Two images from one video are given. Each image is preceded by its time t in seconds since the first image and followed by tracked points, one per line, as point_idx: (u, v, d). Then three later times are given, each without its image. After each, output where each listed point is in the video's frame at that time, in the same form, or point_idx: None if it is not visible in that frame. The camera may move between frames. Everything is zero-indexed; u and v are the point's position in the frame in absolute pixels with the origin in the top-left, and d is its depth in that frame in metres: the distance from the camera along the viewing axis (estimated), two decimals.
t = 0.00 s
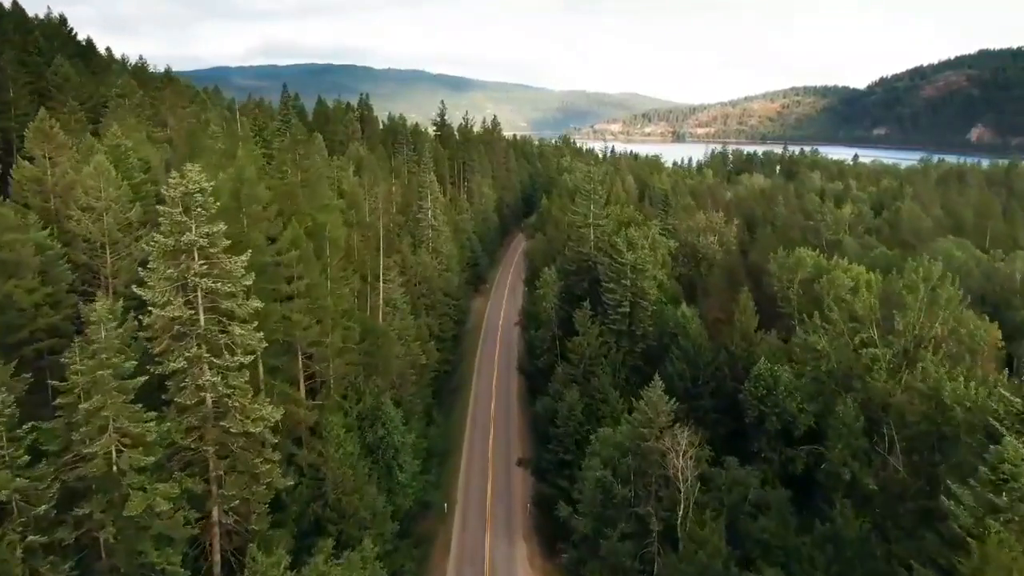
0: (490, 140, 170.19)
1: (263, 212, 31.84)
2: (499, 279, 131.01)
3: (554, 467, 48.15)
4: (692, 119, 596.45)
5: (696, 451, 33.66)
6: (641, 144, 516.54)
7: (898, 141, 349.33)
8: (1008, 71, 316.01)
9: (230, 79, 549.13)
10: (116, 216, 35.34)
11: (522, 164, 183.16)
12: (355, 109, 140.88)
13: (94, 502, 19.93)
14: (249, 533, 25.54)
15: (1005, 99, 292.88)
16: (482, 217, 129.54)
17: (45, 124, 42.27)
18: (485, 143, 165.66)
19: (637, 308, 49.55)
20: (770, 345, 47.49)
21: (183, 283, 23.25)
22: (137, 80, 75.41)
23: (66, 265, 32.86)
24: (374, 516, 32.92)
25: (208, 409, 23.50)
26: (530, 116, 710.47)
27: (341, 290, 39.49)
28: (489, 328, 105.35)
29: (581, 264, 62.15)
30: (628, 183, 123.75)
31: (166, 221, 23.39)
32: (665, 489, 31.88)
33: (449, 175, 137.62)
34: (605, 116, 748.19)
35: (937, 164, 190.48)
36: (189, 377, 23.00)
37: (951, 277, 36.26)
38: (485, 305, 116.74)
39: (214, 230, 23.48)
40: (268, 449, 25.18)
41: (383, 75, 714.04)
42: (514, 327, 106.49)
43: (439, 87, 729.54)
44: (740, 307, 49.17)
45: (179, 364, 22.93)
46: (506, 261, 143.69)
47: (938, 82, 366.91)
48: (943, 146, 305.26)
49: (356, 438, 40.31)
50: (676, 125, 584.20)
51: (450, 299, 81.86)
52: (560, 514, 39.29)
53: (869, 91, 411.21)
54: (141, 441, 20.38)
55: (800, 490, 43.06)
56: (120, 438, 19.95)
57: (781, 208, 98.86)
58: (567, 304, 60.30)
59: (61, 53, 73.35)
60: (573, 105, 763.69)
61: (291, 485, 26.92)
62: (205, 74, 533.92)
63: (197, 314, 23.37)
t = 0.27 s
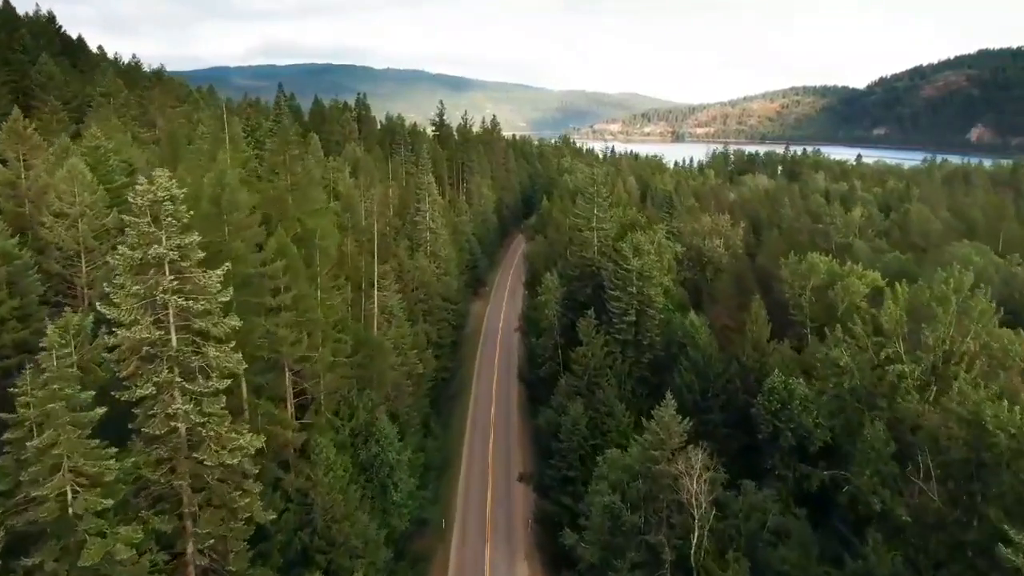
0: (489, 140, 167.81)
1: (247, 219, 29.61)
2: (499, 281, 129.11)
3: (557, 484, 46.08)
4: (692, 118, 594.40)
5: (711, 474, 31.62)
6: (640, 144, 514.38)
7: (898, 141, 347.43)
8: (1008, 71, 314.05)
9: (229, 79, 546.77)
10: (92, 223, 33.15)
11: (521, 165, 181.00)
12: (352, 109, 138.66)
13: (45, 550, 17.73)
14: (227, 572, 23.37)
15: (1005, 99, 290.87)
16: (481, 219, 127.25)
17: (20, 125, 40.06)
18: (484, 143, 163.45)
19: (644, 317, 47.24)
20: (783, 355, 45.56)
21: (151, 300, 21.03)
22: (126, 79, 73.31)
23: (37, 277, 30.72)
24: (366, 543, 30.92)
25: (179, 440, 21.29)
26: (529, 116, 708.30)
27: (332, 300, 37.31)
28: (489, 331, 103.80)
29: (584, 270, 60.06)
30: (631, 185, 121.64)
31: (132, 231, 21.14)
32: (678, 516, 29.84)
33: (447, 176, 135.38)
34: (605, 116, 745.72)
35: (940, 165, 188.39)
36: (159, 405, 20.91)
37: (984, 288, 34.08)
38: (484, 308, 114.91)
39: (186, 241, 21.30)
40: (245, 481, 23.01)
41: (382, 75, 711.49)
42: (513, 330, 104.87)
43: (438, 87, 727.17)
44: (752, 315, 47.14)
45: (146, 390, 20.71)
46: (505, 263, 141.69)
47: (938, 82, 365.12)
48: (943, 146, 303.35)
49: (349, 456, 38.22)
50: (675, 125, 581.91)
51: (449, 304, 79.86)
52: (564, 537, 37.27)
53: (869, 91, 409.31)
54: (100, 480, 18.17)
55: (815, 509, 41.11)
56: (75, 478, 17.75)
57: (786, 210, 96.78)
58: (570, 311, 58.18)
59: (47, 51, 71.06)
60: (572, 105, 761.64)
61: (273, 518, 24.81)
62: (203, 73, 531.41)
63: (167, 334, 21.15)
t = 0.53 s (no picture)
0: (488, 140, 165.60)
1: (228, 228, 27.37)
2: (498, 284, 127.23)
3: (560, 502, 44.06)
4: (691, 119, 592.33)
5: (727, 500, 29.58)
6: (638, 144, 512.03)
7: (897, 141, 345.33)
8: (1008, 71, 312.22)
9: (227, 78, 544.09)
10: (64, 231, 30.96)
11: (520, 165, 178.79)
12: (349, 109, 136.41)
13: None
14: None
15: (1005, 98, 288.94)
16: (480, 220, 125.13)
17: None
18: (483, 143, 161.24)
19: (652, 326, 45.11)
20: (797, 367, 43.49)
21: (112, 321, 18.86)
22: (114, 78, 71.10)
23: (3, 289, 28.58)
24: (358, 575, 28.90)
25: (145, 476, 19.18)
26: (528, 115, 706.01)
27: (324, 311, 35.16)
28: (489, 334, 102.52)
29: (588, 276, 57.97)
30: (632, 186, 119.55)
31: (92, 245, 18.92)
32: (693, 548, 27.78)
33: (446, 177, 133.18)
34: (604, 116, 743.63)
35: (941, 165, 186.27)
36: (122, 438, 18.84)
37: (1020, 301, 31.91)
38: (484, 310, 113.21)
39: (153, 256, 19.13)
40: (221, 518, 20.90)
41: (381, 75, 709.05)
42: (514, 332, 103.46)
43: (437, 87, 724.66)
44: (764, 325, 45.08)
45: (106, 422, 18.58)
46: (506, 265, 139.90)
47: (938, 82, 363.23)
48: (943, 146, 301.44)
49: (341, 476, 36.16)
50: (675, 125, 579.78)
51: (448, 309, 77.72)
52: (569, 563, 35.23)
53: (868, 91, 407.41)
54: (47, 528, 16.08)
55: (831, 530, 39.11)
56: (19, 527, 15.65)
57: (793, 212, 94.65)
58: (573, 318, 56.06)
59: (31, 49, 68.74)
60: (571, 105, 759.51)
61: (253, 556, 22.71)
62: (200, 73, 528.77)
63: (130, 359, 19.01)
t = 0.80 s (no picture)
0: (488, 140, 163.00)
1: (202, 240, 24.79)
2: (499, 287, 124.98)
3: (563, 526, 41.44)
4: (691, 118, 589.63)
5: (749, 535, 27.13)
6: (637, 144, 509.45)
7: (897, 141, 341.99)
8: (1008, 70, 310.11)
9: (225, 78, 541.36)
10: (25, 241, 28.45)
11: (520, 166, 176.15)
12: (346, 109, 133.98)
13: None
14: None
15: (1005, 98, 286.79)
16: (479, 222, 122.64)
17: None
18: (482, 143, 158.68)
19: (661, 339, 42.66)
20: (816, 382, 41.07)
21: (53, 354, 16.31)
22: (100, 77, 68.63)
23: None
24: None
25: (94, 531, 16.74)
26: (527, 115, 703.48)
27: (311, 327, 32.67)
28: (489, 338, 100.77)
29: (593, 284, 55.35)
30: (635, 187, 117.06)
31: (29, 265, 16.28)
32: None
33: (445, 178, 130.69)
34: (603, 116, 741.22)
35: (944, 165, 183.98)
36: (65, 488, 16.31)
37: None
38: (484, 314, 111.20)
39: (101, 278, 16.60)
40: (183, 573, 18.52)
41: (380, 74, 706.38)
42: (514, 336, 101.63)
43: (436, 86, 722.10)
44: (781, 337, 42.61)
45: (46, 473, 16.03)
46: (506, 267, 137.78)
47: (938, 82, 361.10)
48: (943, 146, 298.70)
49: (331, 503, 33.73)
50: (674, 124, 577.38)
51: (446, 316, 75.23)
52: None
53: (866, 92, 405.40)
54: None
55: (856, 559, 36.60)
56: None
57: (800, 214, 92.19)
58: (577, 328, 53.70)
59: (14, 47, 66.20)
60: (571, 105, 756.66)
61: None
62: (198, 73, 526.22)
63: (71, 398, 16.45)
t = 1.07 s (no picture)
0: (487, 139, 160.85)
1: (174, 249, 22.31)
2: (498, 289, 123.07)
3: (567, 549, 39.15)
4: (690, 118, 587.95)
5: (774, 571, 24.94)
6: (636, 144, 507.27)
7: (898, 141, 340.38)
8: (1008, 70, 308.41)
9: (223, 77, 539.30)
10: None
11: (520, 167, 174.05)
12: (343, 108, 131.73)
13: None
14: None
15: (1005, 98, 285.00)
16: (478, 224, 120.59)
17: None
18: (482, 144, 156.57)
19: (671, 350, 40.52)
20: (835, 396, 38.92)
21: None
22: (86, 76, 66.37)
23: None
24: None
25: None
26: (526, 115, 701.38)
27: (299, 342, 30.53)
28: (489, 342, 99.18)
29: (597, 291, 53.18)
30: (637, 188, 114.95)
31: None
32: None
33: (443, 179, 128.58)
34: (602, 116, 739.18)
35: (946, 166, 182.10)
36: None
37: None
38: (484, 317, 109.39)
39: (45, 302, 14.48)
40: None
41: (379, 74, 704.35)
42: (515, 340, 99.94)
43: (435, 86, 719.70)
44: (797, 348, 40.48)
45: None
46: (506, 268, 135.87)
47: (938, 82, 359.64)
48: (943, 146, 297.49)
49: (321, 529, 31.58)
50: (673, 125, 575.38)
51: (444, 321, 73.09)
52: None
53: (866, 92, 404.00)
54: None
55: None
56: None
57: (807, 217, 90.13)
58: (581, 337, 51.60)
59: None
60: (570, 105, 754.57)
61: None
62: (196, 73, 523.68)
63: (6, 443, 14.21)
